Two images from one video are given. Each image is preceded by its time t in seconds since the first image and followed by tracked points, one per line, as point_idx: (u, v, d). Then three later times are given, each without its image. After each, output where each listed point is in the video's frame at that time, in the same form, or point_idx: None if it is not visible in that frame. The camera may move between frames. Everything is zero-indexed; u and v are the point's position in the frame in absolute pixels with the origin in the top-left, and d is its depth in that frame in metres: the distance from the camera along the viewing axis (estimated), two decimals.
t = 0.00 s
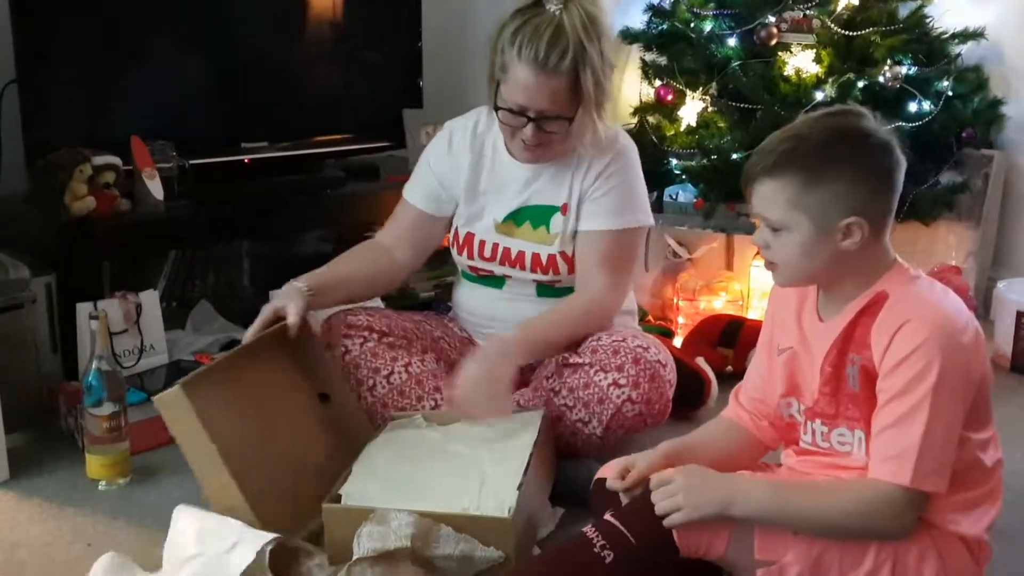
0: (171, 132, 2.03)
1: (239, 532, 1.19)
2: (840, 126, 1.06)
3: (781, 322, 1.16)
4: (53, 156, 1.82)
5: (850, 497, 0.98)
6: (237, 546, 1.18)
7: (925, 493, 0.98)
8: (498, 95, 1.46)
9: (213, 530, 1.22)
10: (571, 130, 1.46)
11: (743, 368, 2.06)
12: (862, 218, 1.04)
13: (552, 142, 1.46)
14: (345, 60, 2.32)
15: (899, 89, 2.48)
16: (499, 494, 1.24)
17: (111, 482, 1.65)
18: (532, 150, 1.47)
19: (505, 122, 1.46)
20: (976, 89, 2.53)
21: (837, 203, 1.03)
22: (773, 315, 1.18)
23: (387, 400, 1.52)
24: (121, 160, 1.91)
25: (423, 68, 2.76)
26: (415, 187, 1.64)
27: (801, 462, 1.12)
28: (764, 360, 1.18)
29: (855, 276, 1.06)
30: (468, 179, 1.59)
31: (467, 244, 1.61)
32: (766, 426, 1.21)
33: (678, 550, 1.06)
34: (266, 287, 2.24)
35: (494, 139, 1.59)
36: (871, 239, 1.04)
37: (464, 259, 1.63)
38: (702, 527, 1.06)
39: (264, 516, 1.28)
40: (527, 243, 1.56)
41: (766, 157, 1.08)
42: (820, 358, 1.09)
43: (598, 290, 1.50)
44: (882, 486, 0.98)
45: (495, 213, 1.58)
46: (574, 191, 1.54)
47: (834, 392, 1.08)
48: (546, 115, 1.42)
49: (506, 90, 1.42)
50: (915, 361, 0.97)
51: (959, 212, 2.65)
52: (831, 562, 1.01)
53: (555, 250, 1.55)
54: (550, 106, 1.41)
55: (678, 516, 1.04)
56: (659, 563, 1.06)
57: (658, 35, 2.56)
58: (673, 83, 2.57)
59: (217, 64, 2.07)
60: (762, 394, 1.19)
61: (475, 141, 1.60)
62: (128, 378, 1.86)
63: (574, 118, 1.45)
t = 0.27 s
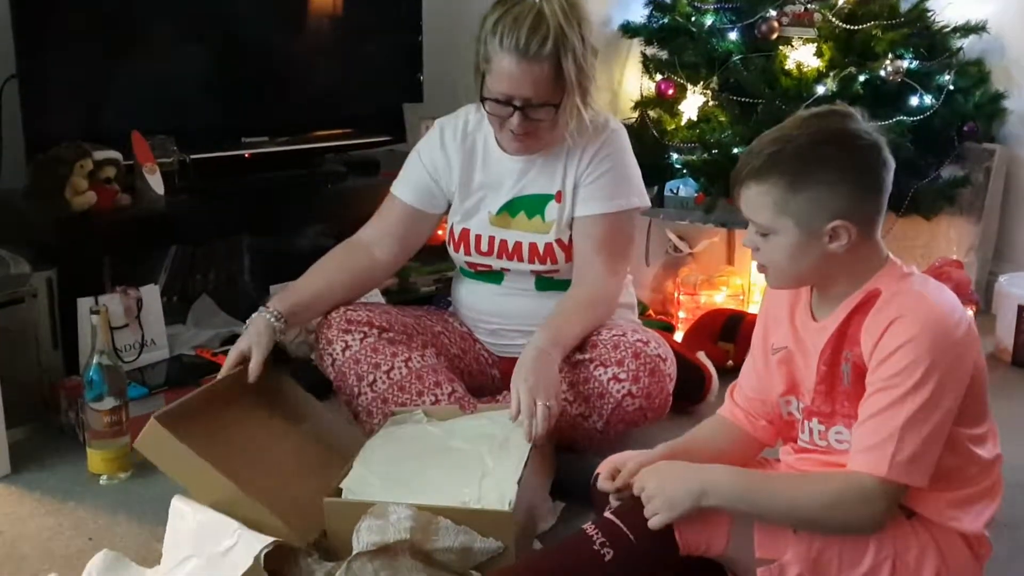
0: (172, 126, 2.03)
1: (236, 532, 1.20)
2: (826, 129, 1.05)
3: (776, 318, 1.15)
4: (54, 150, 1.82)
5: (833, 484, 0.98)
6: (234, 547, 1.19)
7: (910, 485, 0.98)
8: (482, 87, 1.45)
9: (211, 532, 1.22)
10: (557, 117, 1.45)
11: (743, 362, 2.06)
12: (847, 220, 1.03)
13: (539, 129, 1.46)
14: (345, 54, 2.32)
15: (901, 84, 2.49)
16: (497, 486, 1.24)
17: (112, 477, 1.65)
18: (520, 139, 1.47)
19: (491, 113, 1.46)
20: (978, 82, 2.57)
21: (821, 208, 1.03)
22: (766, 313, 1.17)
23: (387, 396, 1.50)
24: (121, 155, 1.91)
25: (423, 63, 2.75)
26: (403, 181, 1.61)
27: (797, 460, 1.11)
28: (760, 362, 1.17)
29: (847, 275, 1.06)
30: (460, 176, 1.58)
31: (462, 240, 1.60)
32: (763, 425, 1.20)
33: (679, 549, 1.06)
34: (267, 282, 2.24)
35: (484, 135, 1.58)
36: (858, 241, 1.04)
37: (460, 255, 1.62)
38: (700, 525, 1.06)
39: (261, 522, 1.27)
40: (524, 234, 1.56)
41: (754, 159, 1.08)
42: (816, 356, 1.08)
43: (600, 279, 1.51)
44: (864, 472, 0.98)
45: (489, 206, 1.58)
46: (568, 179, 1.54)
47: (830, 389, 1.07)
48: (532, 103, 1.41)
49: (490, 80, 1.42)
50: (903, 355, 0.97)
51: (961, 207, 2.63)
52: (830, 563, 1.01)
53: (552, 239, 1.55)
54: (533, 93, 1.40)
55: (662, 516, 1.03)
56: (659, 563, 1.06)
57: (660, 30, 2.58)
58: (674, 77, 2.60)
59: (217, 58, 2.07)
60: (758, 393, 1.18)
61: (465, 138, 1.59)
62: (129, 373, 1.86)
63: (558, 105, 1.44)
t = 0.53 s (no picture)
0: (169, 123, 2.03)
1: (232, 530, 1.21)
2: (814, 132, 1.05)
3: (765, 319, 1.15)
4: (50, 147, 1.82)
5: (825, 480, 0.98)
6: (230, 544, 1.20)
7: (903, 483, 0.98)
8: (467, 88, 1.45)
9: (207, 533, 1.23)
10: (543, 115, 1.44)
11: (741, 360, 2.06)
12: (835, 223, 1.03)
13: (526, 128, 1.45)
14: (343, 51, 2.32)
15: (898, 82, 2.51)
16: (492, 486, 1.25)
17: (109, 474, 1.65)
18: (508, 138, 1.46)
19: (477, 114, 1.45)
20: (976, 79, 2.58)
21: (809, 210, 1.02)
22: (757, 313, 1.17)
23: (386, 395, 1.50)
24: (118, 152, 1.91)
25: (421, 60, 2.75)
26: (394, 182, 1.61)
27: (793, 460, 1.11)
28: (752, 362, 1.17)
29: (838, 275, 1.05)
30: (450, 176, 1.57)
31: (457, 239, 1.60)
32: (761, 426, 1.20)
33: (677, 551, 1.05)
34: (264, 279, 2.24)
35: (474, 134, 1.57)
36: (846, 243, 1.04)
37: (455, 255, 1.62)
38: (698, 526, 1.05)
39: (254, 503, 1.27)
40: (517, 233, 1.56)
41: (741, 161, 1.07)
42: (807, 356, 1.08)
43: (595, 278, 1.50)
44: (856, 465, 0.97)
45: (481, 205, 1.58)
46: (559, 178, 1.53)
47: (822, 389, 1.07)
48: (516, 102, 1.41)
49: (474, 81, 1.41)
50: (893, 354, 0.97)
51: (958, 205, 2.64)
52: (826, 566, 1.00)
53: (546, 237, 1.55)
54: (518, 93, 1.40)
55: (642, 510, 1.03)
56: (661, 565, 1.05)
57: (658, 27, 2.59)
58: (672, 75, 2.62)
59: (215, 55, 2.07)
60: (753, 394, 1.19)
61: (454, 137, 1.58)
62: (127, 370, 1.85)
63: (543, 103, 1.43)
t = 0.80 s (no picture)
0: (168, 121, 2.03)
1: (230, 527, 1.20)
2: (800, 136, 1.04)
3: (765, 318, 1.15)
4: (49, 145, 1.81)
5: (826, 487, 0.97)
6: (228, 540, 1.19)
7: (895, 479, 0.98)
8: (466, 90, 1.45)
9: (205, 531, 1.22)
10: (543, 116, 1.44)
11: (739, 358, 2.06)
12: (824, 225, 1.02)
13: (525, 130, 1.45)
14: (343, 48, 2.32)
15: (898, 80, 2.53)
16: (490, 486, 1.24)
17: (108, 472, 1.65)
18: (507, 139, 1.46)
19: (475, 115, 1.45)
20: (975, 77, 2.58)
21: (798, 214, 1.02)
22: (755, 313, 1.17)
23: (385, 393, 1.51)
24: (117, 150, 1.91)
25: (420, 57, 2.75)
26: (394, 186, 1.61)
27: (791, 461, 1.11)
28: (749, 359, 1.18)
29: (830, 278, 1.05)
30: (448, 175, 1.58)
31: (455, 239, 1.60)
32: (752, 422, 1.20)
33: (675, 551, 1.04)
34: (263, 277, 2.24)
35: (472, 135, 1.57)
36: (836, 245, 1.04)
37: (454, 255, 1.62)
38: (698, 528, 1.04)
39: (254, 503, 1.28)
40: (516, 232, 1.55)
41: (728, 167, 1.07)
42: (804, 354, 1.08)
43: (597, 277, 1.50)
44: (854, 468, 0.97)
45: (478, 205, 1.57)
46: (557, 177, 1.53)
47: (819, 389, 1.07)
48: (515, 103, 1.40)
49: (472, 83, 1.41)
50: (887, 353, 0.97)
51: (957, 202, 2.64)
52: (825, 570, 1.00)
53: (544, 236, 1.54)
54: (516, 94, 1.39)
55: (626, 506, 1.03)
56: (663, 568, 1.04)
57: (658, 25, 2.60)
58: (671, 72, 2.62)
59: (214, 52, 2.07)
60: (749, 392, 1.19)
61: (453, 137, 1.58)
62: (126, 367, 1.84)
63: (543, 104, 1.42)
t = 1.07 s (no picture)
0: (167, 120, 2.03)
1: (230, 527, 1.20)
2: (785, 133, 1.04)
3: (766, 315, 1.15)
4: (48, 144, 1.81)
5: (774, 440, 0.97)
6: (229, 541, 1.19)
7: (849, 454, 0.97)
8: (476, 91, 1.45)
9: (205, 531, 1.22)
10: (553, 119, 1.44)
11: (739, 356, 2.06)
12: (806, 223, 1.02)
13: (534, 133, 1.45)
14: (341, 47, 2.32)
15: (897, 78, 2.52)
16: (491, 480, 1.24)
17: (108, 472, 1.65)
18: (515, 141, 1.46)
19: (485, 118, 1.45)
20: (974, 75, 2.58)
21: (779, 212, 1.02)
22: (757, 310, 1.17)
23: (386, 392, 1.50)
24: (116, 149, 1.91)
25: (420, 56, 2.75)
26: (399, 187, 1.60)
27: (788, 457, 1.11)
28: (752, 353, 1.18)
29: (815, 274, 1.05)
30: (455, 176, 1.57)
31: (459, 240, 1.60)
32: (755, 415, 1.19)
33: (673, 546, 1.03)
34: (262, 276, 2.24)
35: (479, 134, 1.56)
36: (818, 243, 1.03)
37: (457, 255, 1.63)
38: (697, 522, 1.02)
39: (253, 504, 1.28)
40: (522, 234, 1.56)
41: (714, 164, 1.07)
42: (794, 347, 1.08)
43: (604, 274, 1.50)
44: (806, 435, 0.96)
45: (484, 207, 1.57)
46: (563, 180, 1.54)
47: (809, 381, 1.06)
48: (526, 105, 1.40)
49: (482, 85, 1.41)
50: (854, 319, 0.97)
51: (956, 200, 2.65)
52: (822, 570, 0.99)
53: (550, 239, 1.55)
54: (527, 97, 1.39)
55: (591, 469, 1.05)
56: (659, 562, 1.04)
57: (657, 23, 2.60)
58: (670, 71, 2.62)
59: (213, 51, 2.07)
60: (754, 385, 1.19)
61: (461, 137, 1.56)
62: (125, 366, 1.84)
63: (553, 107, 1.43)
